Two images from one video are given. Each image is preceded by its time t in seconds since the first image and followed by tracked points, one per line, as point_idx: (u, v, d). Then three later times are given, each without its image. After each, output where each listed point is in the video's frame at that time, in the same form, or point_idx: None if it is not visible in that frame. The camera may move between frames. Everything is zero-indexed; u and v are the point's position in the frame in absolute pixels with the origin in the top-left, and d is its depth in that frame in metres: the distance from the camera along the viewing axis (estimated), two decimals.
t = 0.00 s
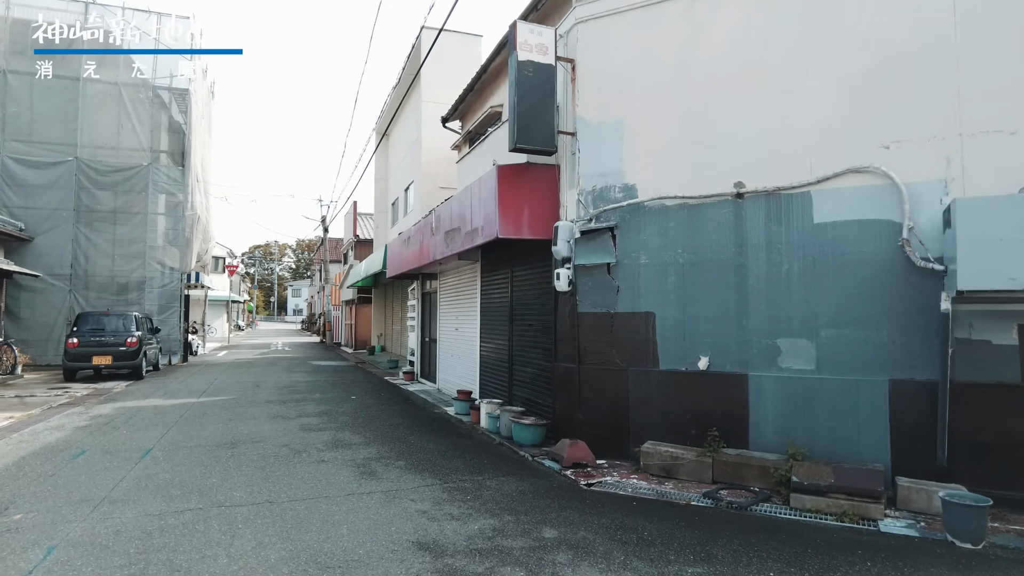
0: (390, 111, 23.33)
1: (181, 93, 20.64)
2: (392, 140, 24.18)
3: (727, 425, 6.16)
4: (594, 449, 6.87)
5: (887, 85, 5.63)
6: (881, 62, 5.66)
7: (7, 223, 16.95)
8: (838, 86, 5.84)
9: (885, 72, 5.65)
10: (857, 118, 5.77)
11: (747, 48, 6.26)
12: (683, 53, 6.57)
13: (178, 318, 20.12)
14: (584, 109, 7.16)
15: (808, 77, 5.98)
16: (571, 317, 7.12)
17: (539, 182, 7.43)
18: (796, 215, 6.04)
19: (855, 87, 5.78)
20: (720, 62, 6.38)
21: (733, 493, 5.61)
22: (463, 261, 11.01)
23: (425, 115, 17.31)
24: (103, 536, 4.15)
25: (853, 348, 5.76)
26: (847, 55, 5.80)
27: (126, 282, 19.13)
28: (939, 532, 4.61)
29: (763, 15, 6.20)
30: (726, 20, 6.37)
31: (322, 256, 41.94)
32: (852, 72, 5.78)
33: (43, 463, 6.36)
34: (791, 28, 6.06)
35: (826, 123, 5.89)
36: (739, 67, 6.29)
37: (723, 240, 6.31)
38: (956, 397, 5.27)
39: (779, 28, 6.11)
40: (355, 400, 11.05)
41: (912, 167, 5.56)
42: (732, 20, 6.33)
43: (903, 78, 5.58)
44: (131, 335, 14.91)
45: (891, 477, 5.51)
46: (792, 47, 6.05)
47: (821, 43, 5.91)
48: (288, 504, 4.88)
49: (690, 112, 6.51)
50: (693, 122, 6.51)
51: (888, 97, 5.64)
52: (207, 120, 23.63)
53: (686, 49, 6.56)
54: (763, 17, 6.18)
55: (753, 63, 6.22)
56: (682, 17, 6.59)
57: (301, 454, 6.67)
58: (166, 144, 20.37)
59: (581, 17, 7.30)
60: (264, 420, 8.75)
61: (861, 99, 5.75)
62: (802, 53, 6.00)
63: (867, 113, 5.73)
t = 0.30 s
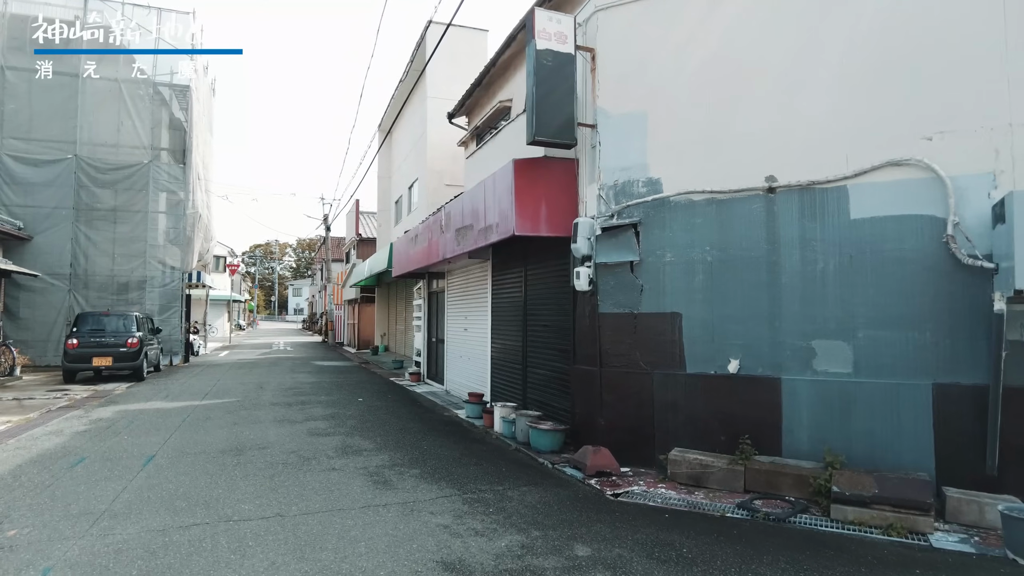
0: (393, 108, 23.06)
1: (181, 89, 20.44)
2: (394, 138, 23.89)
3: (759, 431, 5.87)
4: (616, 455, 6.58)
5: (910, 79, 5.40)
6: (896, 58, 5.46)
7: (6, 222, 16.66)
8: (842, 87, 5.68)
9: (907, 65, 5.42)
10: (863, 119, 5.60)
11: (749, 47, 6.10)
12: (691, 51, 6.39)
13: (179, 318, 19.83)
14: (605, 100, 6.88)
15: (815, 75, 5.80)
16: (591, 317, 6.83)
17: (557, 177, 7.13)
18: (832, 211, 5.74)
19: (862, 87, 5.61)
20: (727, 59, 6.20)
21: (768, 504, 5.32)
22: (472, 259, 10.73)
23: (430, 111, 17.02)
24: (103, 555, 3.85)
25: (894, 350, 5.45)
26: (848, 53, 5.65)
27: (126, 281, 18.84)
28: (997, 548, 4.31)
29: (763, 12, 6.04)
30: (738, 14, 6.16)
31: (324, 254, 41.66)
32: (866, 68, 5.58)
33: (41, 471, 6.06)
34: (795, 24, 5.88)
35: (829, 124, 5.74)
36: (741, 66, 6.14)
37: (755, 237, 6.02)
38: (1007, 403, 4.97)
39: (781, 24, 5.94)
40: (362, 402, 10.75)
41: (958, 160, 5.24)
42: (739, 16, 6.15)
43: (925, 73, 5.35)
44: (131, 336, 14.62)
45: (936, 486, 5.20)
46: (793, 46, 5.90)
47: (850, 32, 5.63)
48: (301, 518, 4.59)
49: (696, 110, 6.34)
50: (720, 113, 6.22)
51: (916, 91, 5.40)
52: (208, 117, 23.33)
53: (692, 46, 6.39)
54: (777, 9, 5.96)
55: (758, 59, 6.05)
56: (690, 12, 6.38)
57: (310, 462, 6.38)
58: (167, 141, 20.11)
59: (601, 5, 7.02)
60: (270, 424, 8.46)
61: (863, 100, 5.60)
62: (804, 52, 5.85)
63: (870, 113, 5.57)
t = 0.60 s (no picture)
0: (397, 105, 22.78)
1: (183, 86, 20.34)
2: (398, 135, 23.61)
3: (792, 434, 5.60)
4: (639, 460, 6.31)
5: (929, 74, 5.16)
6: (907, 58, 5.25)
7: (5, 220, 16.40)
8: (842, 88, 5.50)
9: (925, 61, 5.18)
10: (864, 122, 5.42)
11: (749, 46, 5.91)
12: (692, 50, 6.20)
13: (181, 317, 19.56)
14: (628, 89, 6.62)
15: (820, 74, 5.59)
16: (612, 316, 6.55)
17: (576, 169, 6.85)
18: (871, 203, 5.44)
19: (866, 87, 5.41)
20: (730, 57, 6.00)
21: (805, 511, 5.04)
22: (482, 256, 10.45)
23: (435, 107, 16.75)
24: (103, 571, 3.57)
25: (937, 350, 5.15)
26: (847, 55, 5.47)
27: (127, 280, 18.56)
28: None
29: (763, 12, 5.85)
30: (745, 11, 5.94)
31: (326, 254, 41.37)
32: (876, 67, 5.36)
33: (39, 476, 5.78)
34: (799, 21, 5.66)
35: (827, 123, 5.57)
36: (740, 66, 5.97)
37: (788, 232, 5.75)
38: None
39: (782, 22, 5.74)
40: (369, 402, 10.48)
41: (1006, 149, 4.94)
42: (740, 15, 5.95)
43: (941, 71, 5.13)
44: (132, 335, 14.34)
45: (985, 494, 4.91)
46: (790, 48, 5.71)
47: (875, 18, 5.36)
48: (314, 529, 4.31)
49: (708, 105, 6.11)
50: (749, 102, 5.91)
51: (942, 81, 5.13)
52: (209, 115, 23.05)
53: (693, 46, 6.21)
54: (783, 4, 5.74)
55: (761, 58, 5.85)
56: (691, 11, 6.19)
57: (319, 467, 6.09)
58: (168, 138, 19.86)
59: None
60: (276, 426, 8.18)
61: (862, 101, 5.43)
62: (802, 54, 5.66)
63: (870, 115, 5.40)
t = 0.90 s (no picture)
0: (402, 104, 22.51)
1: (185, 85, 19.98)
2: (402, 135, 23.33)
3: (833, 446, 5.30)
4: (667, 472, 6.04)
5: (916, 83, 5.09)
6: (910, 64, 5.10)
7: (5, 220, 16.13)
8: (835, 92, 5.41)
9: (931, 63, 5.03)
10: (859, 124, 5.32)
11: (749, 48, 5.80)
12: (693, 52, 6.12)
13: (182, 319, 19.27)
14: (655, 84, 6.35)
15: (821, 75, 5.47)
16: (638, 320, 6.27)
17: (600, 168, 6.57)
18: (915, 203, 5.12)
19: (864, 92, 5.30)
20: (728, 60, 5.90)
21: (851, 529, 4.74)
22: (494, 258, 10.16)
23: (442, 106, 16.49)
24: None
25: (989, 358, 4.81)
26: (844, 57, 5.37)
27: (128, 282, 18.27)
28: None
29: (763, 15, 5.73)
30: (750, 10, 5.80)
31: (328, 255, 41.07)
32: (879, 70, 5.23)
33: (38, 489, 5.49)
34: (800, 23, 5.55)
35: (822, 122, 5.47)
36: (730, 72, 5.89)
37: (827, 233, 5.46)
38: None
39: (778, 26, 5.66)
40: (377, 408, 10.19)
41: None
42: (738, 20, 5.85)
43: (944, 78, 4.99)
44: (134, 338, 14.04)
45: None
46: (787, 54, 5.61)
47: (890, 15, 5.18)
48: (333, 550, 4.03)
49: (739, 100, 5.84)
50: (784, 97, 5.63)
51: (954, 81, 4.96)
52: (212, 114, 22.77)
53: (694, 48, 6.12)
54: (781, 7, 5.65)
55: (756, 63, 5.76)
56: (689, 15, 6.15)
57: (331, 480, 5.80)
58: (170, 137, 19.58)
59: None
60: (284, 434, 7.90)
61: (856, 106, 5.33)
62: (799, 60, 5.56)
63: (864, 118, 5.30)
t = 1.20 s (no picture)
0: (404, 101, 22.22)
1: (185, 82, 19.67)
2: (404, 132, 23.05)
3: (869, 450, 5.02)
4: (690, 476, 5.76)
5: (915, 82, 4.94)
6: (910, 63, 4.96)
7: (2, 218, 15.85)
8: (832, 91, 5.27)
9: (930, 61, 4.89)
10: (859, 123, 5.17)
11: (750, 47, 5.64)
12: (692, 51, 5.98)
13: (182, 318, 18.97)
14: (676, 70, 6.07)
15: (821, 73, 5.32)
16: (658, 317, 5.99)
17: (618, 158, 6.28)
18: (956, 192, 4.83)
19: (865, 92, 5.14)
20: (726, 59, 5.76)
21: (891, 537, 4.46)
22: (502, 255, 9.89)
23: (446, 102, 16.22)
24: None
25: None
26: (843, 55, 5.22)
27: (127, 281, 17.99)
28: None
29: (762, 14, 5.60)
30: (749, 10, 5.65)
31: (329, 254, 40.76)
32: (879, 69, 5.08)
33: (28, 495, 5.21)
34: (801, 22, 5.41)
35: (821, 121, 5.33)
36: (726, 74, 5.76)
37: (860, 225, 5.18)
38: None
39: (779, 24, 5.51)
40: (382, 409, 9.90)
41: None
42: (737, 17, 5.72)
43: (943, 78, 4.85)
44: (133, 338, 13.75)
45: None
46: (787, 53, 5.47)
47: (890, 14, 5.04)
48: (342, 563, 3.75)
49: (763, 87, 5.57)
50: (814, 83, 5.35)
51: (954, 81, 4.81)
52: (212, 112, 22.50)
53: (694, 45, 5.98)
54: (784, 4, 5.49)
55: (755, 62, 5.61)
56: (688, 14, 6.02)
57: (336, 484, 5.52)
58: (169, 134, 19.30)
59: None
60: (287, 437, 7.63)
61: (855, 106, 5.18)
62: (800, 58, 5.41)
63: (860, 119, 5.17)
